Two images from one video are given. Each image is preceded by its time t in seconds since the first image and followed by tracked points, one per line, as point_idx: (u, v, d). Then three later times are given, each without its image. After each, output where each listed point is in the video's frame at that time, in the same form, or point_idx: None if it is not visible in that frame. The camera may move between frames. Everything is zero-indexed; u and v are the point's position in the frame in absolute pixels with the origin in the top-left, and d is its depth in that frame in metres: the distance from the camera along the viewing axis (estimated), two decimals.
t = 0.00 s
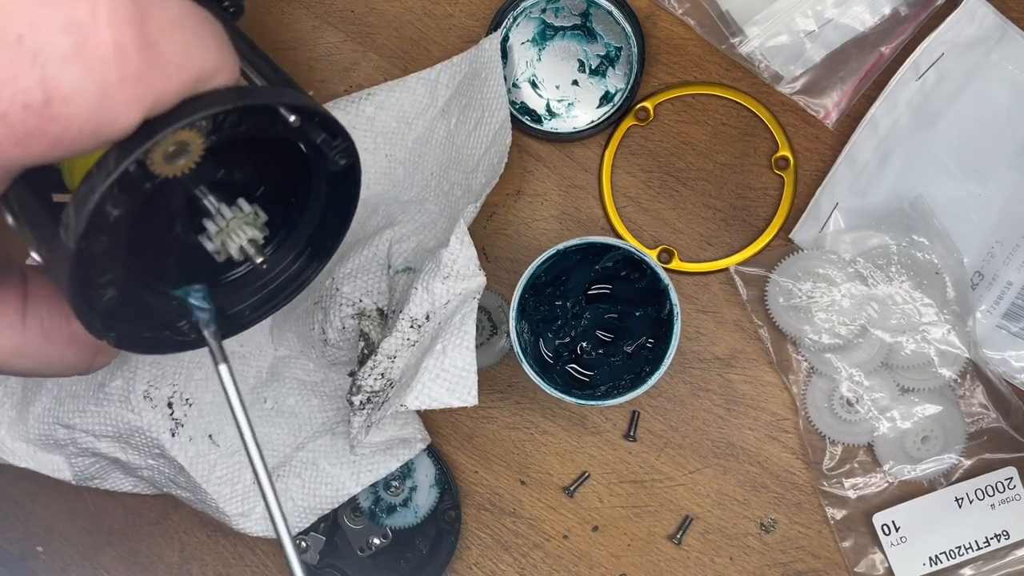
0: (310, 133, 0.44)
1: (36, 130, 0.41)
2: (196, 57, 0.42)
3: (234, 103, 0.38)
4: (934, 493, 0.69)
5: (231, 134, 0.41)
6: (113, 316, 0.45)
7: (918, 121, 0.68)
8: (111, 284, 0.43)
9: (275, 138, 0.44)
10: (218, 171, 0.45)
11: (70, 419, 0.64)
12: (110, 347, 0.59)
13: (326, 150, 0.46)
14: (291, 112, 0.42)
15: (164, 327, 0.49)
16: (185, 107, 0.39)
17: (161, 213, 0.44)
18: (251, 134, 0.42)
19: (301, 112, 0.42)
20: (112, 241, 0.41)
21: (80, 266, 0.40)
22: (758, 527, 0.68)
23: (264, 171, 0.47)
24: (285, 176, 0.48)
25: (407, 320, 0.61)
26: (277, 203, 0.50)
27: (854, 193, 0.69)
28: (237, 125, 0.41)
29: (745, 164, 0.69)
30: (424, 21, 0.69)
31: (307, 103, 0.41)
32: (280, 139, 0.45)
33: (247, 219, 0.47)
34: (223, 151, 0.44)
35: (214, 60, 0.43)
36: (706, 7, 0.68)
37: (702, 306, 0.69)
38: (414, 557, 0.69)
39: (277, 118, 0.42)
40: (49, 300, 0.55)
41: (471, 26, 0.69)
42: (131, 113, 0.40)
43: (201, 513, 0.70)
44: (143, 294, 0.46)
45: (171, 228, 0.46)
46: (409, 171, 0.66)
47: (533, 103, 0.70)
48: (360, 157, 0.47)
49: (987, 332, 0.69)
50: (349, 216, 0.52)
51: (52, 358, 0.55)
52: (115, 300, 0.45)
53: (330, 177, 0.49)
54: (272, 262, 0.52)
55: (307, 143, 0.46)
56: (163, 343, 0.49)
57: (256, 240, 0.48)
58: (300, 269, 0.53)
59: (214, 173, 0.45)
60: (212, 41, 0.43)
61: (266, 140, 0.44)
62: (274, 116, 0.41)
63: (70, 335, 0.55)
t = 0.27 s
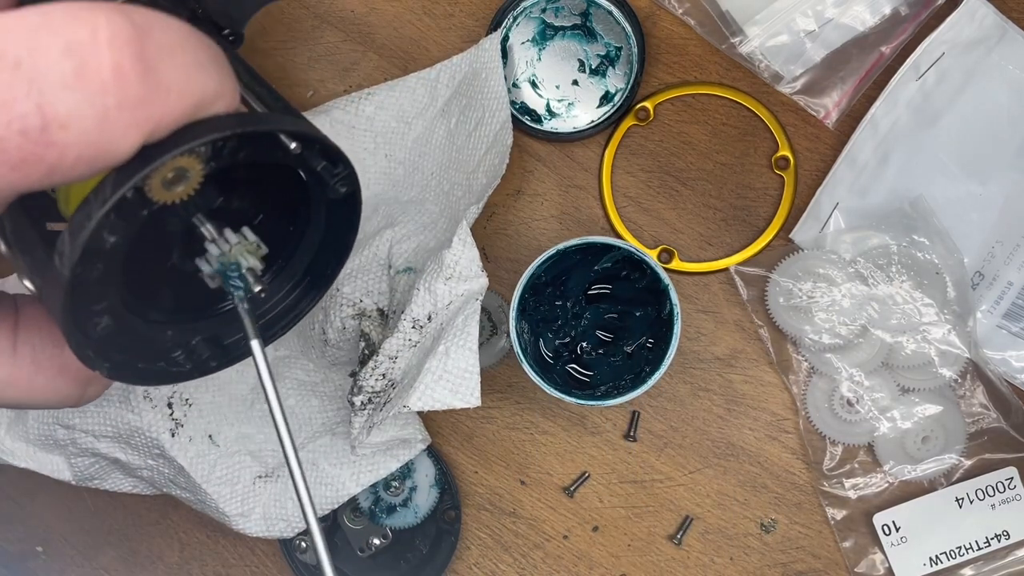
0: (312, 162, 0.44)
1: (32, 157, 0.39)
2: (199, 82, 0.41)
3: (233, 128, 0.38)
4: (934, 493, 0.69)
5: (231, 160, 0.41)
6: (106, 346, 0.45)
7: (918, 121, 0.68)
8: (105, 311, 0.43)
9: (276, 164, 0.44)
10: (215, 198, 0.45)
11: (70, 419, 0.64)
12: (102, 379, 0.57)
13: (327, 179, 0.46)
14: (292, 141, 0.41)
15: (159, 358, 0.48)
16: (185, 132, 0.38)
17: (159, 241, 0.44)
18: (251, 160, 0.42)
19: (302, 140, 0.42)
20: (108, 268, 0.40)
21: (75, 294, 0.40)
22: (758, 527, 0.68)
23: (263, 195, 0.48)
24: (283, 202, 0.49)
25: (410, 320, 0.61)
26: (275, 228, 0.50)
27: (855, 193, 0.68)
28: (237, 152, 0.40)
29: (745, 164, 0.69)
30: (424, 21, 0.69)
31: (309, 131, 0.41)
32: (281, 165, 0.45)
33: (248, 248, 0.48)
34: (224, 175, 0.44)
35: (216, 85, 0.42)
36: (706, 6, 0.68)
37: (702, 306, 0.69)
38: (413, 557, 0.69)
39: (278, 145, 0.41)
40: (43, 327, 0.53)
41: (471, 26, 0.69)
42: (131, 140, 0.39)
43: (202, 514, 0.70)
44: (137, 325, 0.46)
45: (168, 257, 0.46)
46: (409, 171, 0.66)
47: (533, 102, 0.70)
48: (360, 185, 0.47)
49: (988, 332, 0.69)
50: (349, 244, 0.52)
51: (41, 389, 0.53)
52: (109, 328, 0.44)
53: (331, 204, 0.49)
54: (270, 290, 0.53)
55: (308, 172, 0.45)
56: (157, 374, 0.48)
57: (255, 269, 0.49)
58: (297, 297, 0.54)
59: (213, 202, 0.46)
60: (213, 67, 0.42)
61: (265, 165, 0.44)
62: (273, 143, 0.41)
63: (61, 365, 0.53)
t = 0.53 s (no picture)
0: (304, 174, 0.45)
1: (22, 164, 0.39)
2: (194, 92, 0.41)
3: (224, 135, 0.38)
4: (934, 493, 0.69)
5: (225, 170, 0.41)
6: (95, 362, 0.45)
7: (918, 121, 0.67)
8: (93, 326, 0.43)
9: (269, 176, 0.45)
10: (208, 211, 0.45)
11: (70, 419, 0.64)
12: (90, 397, 0.56)
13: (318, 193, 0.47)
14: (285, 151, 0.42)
15: (148, 373, 0.48)
16: (178, 141, 0.39)
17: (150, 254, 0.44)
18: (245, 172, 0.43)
19: (295, 150, 0.42)
20: (96, 280, 0.40)
21: (64, 305, 0.40)
22: (758, 527, 0.68)
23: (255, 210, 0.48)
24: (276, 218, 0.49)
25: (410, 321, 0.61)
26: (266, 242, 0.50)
27: (855, 193, 0.68)
28: (228, 160, 0.41)
29: (745, 164, 0.69)
30: (424, 20, 0.69)
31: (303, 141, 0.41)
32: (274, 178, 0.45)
33: (237, 261, 0.47)
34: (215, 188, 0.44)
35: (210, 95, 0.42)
36: (706, 6, 0.68)
37: (702, 305, 0.69)
38: (413, 557, 0.69)
39: (270, 156, 0.42)
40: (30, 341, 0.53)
41: (471, 26, 0.69)
42: (125, 147, 0.38)
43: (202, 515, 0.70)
44: (127, 341, 0.46)
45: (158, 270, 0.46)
46: (409, 171, 0.66)
47: (533, 102, 0.69)
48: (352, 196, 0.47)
49: (988, 332, 0.69)
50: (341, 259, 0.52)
51: (28, 407, 0.53)
52: (99, 342, 0.44)
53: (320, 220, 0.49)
54: (261, 305, 0.53)
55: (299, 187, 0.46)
56: (146, 389, 0.49)
57: (245, 281, 0.48)
58: (289, 312, 0.54)
59: (204, 215, 0.45)
60: (205, 76, 0.42)
61: (258, 179, 0.45)
62: (264, 154, 0.42)
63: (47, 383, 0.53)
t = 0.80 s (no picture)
0: (301, 180, 0.45)
1: (15, 175, 0.39)
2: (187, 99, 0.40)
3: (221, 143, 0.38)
4: (934, 493, 0.69)
5: (222, 178, 0.41)
6: (91, 368, 0.44)
7: (919, 121, 0.67)
8: (89, 334, 0.43)
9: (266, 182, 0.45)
10: (204, 217, 0.45)
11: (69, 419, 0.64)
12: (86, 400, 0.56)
13: (315, 198, 0.46)
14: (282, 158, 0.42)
15: (145, 379, 0.48)
16: (174, 149, 0.38)
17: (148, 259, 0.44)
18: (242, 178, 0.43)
19: (291, 157, 0.42)
20: (91, 289, 0.40)
21: (59, 314, 0.40)
22: (758, 527, 0.68)
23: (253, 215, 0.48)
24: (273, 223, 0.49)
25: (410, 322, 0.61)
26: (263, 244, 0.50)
27: (855, 193, 0.68)
28: (225, 168, 0.41)
29: (745, 164, 0.69)
30: (424, 20, 0.69)
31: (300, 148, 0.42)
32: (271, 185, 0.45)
33: (237, 267, 0.48)
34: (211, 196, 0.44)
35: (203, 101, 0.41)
36: (706, 6, 0.68)
37: (702, 306, 0.69)
38: (413, 557, 0.69)
39: (267, 163, 0.42)
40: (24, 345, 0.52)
41: (471, 26, 0.69)
42: (118, 158, 0.38)
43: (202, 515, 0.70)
44: (121, 344, 0.46)
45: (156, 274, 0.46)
46: (409, 171, 0.66)
47: (532, 102, 0.69)
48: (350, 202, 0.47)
49: (988, 332, 0.69)
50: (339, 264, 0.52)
51: (28, 412, 0.53)
52: (94, 351, 0.44)
53: (319, 224, 0.49)
54: (258, 310, 0.52)
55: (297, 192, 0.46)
56: (142, 395, 0.48)
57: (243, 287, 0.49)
58: (287, 316, 0.53)
59: (201, 220, 0.45)
60: (201, 83, 0.42)
61: (253, 185, 0.45)
62: (261, 162, 0.42)
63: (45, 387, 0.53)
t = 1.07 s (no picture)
0: (305, 179, 0.45)
1: (25, 165, 0.39)
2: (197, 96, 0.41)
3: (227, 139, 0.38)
4: (934, 493, 0.69)
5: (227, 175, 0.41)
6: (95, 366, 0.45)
7: (919, 121, 0.67)
8: (93, 329, 0.43)
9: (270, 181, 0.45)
10: (208, 216, 0.45)
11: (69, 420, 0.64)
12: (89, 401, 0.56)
13: (319, 198, 0.47)
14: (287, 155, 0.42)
15: (147, 379, 0.48)
16: (182, 143, 0.39)
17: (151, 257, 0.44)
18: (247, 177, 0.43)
19: (296, 154, 0.43)
20: (97, 284, 0.40)
21: (65, 307, 0.40)
22: (758, 527, 0.68)
23: (257, 216, 0.48)
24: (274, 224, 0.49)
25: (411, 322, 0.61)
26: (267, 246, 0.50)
27: (855, 193, 0.68)
28: (231, 165, 0.41)
29: (746, 164, 0.69)
30: (424, 20, 0.69)
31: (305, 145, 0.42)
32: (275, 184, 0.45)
33: (240, 264, 0.47)
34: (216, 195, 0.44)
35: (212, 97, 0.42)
36: (706, 6, 0.68)
37: (702, 305, 0.69)
38: (413, 557, 0.69)
39: (273, 162, 0.42)
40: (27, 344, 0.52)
41: (471, 26, 0.69)
42: (128, 149, 0.38)
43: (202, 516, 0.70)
44: (125, 342, 0.46)
45: (159, 273, 0.46)
46: (409, 171, 0.66)
47: (533, 102, 0.69)
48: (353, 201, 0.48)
49: (988, 332, 0.69)
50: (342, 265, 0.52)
51: (31, 413, 0.53)
52: (98, 347, 0.44)
53: (321, 224, 0.50)
54: (263, 309, 0.53)
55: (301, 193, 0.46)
56: (144, 395, 0.48)
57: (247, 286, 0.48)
58: (290, 316, 0.54)
59: (206, 219, 0.45)
60: (212, 79, 0.42)
61: (256, 184, 0.45)
62: (267, 160, 0.42)
63: (49, 387, 0.53)
